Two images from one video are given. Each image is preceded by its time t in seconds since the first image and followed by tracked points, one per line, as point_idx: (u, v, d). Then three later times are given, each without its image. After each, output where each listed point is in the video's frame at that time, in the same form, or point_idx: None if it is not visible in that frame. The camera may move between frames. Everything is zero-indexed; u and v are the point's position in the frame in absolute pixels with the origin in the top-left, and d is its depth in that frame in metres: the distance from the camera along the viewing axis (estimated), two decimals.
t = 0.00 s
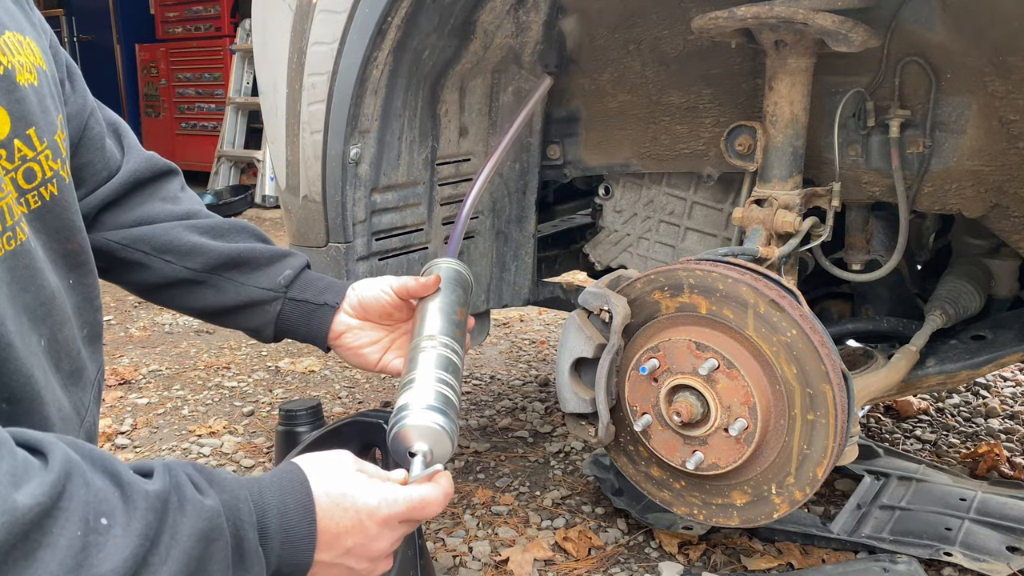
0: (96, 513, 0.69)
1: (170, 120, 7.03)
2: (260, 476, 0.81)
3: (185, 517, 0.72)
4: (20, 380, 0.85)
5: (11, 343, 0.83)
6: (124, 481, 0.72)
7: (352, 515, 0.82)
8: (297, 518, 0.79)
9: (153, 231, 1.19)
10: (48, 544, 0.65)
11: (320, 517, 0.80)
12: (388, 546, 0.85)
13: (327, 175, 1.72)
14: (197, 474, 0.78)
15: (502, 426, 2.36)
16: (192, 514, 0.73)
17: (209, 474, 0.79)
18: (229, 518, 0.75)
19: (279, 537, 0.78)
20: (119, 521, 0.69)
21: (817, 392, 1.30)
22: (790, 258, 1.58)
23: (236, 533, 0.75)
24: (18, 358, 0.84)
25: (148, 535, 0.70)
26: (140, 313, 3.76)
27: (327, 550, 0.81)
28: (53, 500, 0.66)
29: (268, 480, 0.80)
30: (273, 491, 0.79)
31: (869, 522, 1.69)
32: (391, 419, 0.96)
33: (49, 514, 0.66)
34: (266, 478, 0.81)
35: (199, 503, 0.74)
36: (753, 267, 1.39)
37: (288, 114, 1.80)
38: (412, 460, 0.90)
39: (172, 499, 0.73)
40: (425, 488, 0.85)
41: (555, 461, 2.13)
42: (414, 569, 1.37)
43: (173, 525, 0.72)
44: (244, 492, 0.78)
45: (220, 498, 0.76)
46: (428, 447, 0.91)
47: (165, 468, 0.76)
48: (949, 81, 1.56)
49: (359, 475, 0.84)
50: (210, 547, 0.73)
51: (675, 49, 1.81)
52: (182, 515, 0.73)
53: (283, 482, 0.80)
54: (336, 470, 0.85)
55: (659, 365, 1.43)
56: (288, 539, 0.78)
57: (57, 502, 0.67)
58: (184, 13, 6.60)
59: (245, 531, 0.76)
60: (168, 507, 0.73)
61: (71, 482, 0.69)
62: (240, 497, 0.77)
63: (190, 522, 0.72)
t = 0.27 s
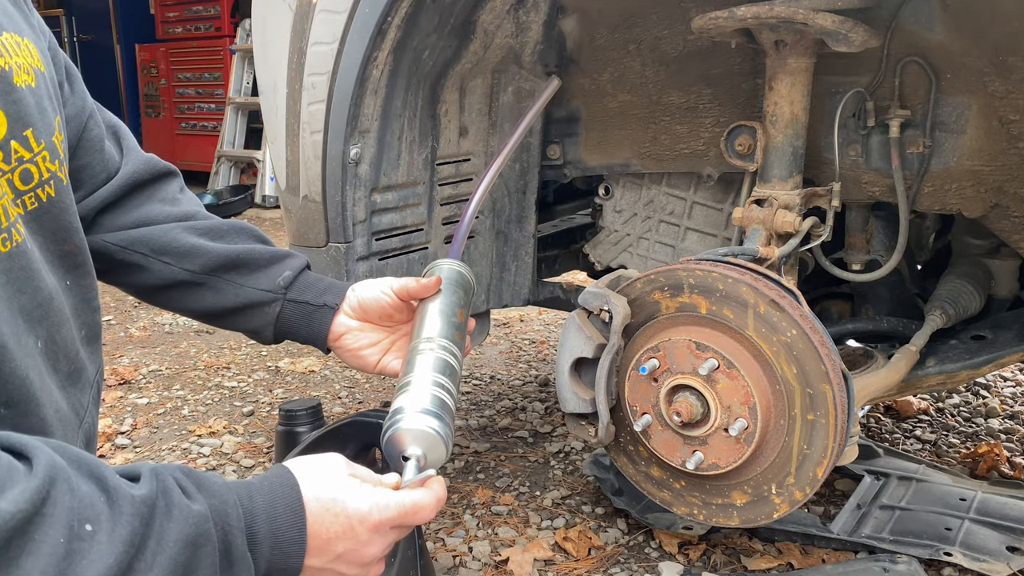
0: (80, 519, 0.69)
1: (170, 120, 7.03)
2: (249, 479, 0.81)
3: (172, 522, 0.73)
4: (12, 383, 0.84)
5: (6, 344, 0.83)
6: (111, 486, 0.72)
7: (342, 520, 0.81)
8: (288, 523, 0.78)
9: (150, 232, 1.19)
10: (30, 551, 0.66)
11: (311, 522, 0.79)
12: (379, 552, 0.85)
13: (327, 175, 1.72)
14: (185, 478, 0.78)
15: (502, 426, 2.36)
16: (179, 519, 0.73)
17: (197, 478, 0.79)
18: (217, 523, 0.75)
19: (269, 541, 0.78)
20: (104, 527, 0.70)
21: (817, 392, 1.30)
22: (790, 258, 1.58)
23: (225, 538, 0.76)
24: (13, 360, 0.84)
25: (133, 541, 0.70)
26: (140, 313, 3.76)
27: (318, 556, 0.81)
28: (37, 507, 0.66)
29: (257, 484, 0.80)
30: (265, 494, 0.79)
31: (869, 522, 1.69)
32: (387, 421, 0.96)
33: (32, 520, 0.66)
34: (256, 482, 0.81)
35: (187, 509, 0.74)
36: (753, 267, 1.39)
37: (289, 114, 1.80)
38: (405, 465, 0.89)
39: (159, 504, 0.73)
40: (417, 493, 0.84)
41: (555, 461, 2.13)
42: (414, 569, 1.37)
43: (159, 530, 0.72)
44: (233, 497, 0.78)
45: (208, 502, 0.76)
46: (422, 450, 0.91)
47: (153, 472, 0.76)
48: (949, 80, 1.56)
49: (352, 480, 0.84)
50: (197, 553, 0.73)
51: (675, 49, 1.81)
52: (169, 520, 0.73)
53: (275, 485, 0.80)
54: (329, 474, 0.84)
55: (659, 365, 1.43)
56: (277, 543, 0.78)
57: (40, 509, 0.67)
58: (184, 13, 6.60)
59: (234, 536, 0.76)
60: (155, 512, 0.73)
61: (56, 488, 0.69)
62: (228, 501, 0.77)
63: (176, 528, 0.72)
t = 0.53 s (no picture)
0: (76, 518, 0.69)
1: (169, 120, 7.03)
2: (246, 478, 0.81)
3: (169, 521, 0.73)
4: (9, 382, 0.84)
5: (3, 344, 0.83)
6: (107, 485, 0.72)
7: (342, 518, 0.81)
8: (284, 522, 0.78)
9: (149, 233, 1.19)
10: (26, 550, 0.66)
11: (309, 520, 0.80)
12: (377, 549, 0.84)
13: (327, 175, 1.72)
14: (182, 477, 0.78)
15: (502, 426, 2.37)
16: (176, 518, 0.73)
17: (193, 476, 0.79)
18: (213, 522, 0.76)
19: (266, 540, 0.78)
20: (100, 526, 0.70)
21: (817, 392, 1.30)
22: (790, 258, 1.58)
23: (222, 536, 0.76)
24: (10, 359, 0.84)
25: (129, 541, 0.70)
26: (140, 313, 3.76)
27: (316, 554, 0.81)
28: (32, 506, 0.66)
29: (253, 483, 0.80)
30: (262, 493, 0.79)
31: (869, 522, 1.69)
32: (385, 419, 0.96)
33: (28, 520, 0.66)
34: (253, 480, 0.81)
35: (183, 507, 0.74)
36: (753, 267, 1.39)
37: (289, 114, 1.80)
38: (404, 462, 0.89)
39: (155, 503, 0.74)
40: (415, 490, 0.84)
41: (555, 461, 2.13)
42: (414, 570, 1.37)
43: (156, 529, 0.72)
44: (230, 496, 0.78)
45: (205, 501, 0.76)
46: (421, 448, 0.91)
47: (149, 472, 0.76)
48: (949, 80, 1.56)
49: (350, 478, 0.84)
50: (194, 552, 0.73)
51: (675, 49, 1.81)
52: (165, 519, 0.73)
53: (273, 485, 0.80)
54: (327, 472, 0.84)
55: (659, 365, 1.43)
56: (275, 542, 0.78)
57: (35, 508, 0.67)
58: (184, 13, 6.60)
59: (231, 535, 0.76)
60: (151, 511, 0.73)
61: (51, 487, 0.69)
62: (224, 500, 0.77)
63: (173, 527, 0.72)
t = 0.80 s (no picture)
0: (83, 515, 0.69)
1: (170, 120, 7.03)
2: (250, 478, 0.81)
3: (174, 520, 0.73)
4: (10, 382, 0.84)
5: (4, 342, 0.84)
6: (113, 483, 0.72)
7: (345, 522, 0.81)
8: (288, 524, 0.78)
9: (132, 230, 1.19)
10: (33, 546, 0.66)
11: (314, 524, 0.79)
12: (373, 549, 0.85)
13: (327, 175, 1.72)
14: (187, 476, 0.78)
15: (502, 426, 2.37)
16: (181, 517, 0.73)
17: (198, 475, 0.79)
18: (217, 522, 0.76)
19: (269, 542, 0.78)
20: (105, 524, 0.70)
21: (817, 392, 1.30)
22: (790, 258, 1.58)
23: (226, 536, 0.76)
24: (12, 358, 0.85)
25: (134, 538, 0.70)
26: (140, 313, 3.76)
27: (317, 556, 0.81)
28: (38, 503, 0.66)
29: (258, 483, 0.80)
30: (264, 494, 0.79)
31: (869, 522, 1.69)
32: (383, 423, 0.95)
33: (35, 516, 0.67)
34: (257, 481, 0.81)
35: (188, 507, 0.74)
36: (753, 267, 1.39)
37: (289, 114, 1.80)
38: (400, 469, 0.89)
39: (160, 502, 0.74)
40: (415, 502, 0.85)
41: (555, 461, 2.13)
42: (414, 569, 1.37)
43: (160, 527, 0.72)
44: (234, 496, 0.78)
45: (209, 501, 0.76)
46: (418, 455, 0.91)
47: (154, 470, 0.76)
48: (949, 80, 1.56)
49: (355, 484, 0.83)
50: (198, 551, 0.73)
51: (675, 50, 1.81)
52: (170, 518, 0.73)
53: (274, 487, 0.80)
54: (329, 475, 0.84)
55: (659, 365, 1.43)
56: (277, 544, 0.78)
57: (42, 505, 0.67)
58: (184, 13, 6.60)
59: (235, 535, 0.76)
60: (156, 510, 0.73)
61: (57, 484, 0.69)
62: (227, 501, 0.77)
63: (178, 526, 0.72)
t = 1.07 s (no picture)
0: (88, 514, 0.69)
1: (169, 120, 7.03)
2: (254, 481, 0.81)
3: (178, 522, 0.73)
4: (11, 380, 0.85)
5: (5, 339, 0.84)
6: (118, 483, 0.72)
7: (349, 529, 0.81)
8: (291, 528, 0.78)
9: (118, 227, 1.19)
10: (38, 545, 0.66)
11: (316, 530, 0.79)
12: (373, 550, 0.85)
13: (327, 175, 1.73)
14: (191, 478, 0.77)
15: (502, 426, 2.37)
16: (185, 519, 0.73)
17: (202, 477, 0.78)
18: (221, 525, 0.75)
19: (272, 548, 0.78)
20: (109, 524, 0.70)
21: (817, 392, 1.30)
22: (790, 258, 1.58)
23: (229, 540, 0.76)
24: (13, 356, 0.85)
25: (138, 539, 0.70)
26: (140, 313, 3.76)
27: (320, 561, 0.81)
28: (44, 502, 0.66)
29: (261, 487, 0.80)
30: (267, 499, 0.79)
31: (869, 522, 1.69)
32: (379, 425, 0.95)
33: (40, 515, 0.67)
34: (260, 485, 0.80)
35: (192, 509, 0.74)
36: (753, 267, 1.39)
37: (289, 114, 1.80)
38: (398, 471, 0.90)
39: (165, 503, 0.73)
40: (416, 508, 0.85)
41: (555, 461, 2.13)
42: (414, 569, 1.37)
43: (165, 529, 0.72)
44: (238, 500, 0.78)
45: (213, 504, 0.76)
46: (416, 458, 0.91)
47: (160, 471, 0.76)
48: (949, 80, 1.56)
49: (357, 490, 0.83)
50: (202, 554, 0.73)
51: (675, 49, 1.81)
52: (174, 520, 0.73)
53: (276, 492, 0.79)
54: (332, 481, 0.83)
55: (659, 365, 1.43)
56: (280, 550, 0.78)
57: (47, 504, 0.67)
58: (184, 13, 6.60)
59: (237, 539, 0.76)
60: (161, 511, 0.73)
61: (63, 484, 0.69)
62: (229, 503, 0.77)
63: (182, 528, 0.72)
